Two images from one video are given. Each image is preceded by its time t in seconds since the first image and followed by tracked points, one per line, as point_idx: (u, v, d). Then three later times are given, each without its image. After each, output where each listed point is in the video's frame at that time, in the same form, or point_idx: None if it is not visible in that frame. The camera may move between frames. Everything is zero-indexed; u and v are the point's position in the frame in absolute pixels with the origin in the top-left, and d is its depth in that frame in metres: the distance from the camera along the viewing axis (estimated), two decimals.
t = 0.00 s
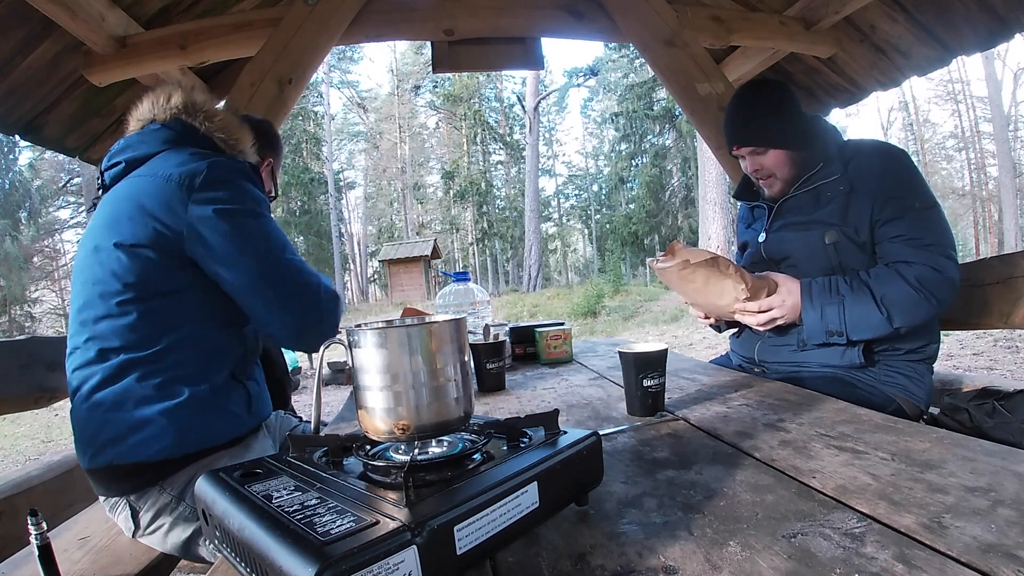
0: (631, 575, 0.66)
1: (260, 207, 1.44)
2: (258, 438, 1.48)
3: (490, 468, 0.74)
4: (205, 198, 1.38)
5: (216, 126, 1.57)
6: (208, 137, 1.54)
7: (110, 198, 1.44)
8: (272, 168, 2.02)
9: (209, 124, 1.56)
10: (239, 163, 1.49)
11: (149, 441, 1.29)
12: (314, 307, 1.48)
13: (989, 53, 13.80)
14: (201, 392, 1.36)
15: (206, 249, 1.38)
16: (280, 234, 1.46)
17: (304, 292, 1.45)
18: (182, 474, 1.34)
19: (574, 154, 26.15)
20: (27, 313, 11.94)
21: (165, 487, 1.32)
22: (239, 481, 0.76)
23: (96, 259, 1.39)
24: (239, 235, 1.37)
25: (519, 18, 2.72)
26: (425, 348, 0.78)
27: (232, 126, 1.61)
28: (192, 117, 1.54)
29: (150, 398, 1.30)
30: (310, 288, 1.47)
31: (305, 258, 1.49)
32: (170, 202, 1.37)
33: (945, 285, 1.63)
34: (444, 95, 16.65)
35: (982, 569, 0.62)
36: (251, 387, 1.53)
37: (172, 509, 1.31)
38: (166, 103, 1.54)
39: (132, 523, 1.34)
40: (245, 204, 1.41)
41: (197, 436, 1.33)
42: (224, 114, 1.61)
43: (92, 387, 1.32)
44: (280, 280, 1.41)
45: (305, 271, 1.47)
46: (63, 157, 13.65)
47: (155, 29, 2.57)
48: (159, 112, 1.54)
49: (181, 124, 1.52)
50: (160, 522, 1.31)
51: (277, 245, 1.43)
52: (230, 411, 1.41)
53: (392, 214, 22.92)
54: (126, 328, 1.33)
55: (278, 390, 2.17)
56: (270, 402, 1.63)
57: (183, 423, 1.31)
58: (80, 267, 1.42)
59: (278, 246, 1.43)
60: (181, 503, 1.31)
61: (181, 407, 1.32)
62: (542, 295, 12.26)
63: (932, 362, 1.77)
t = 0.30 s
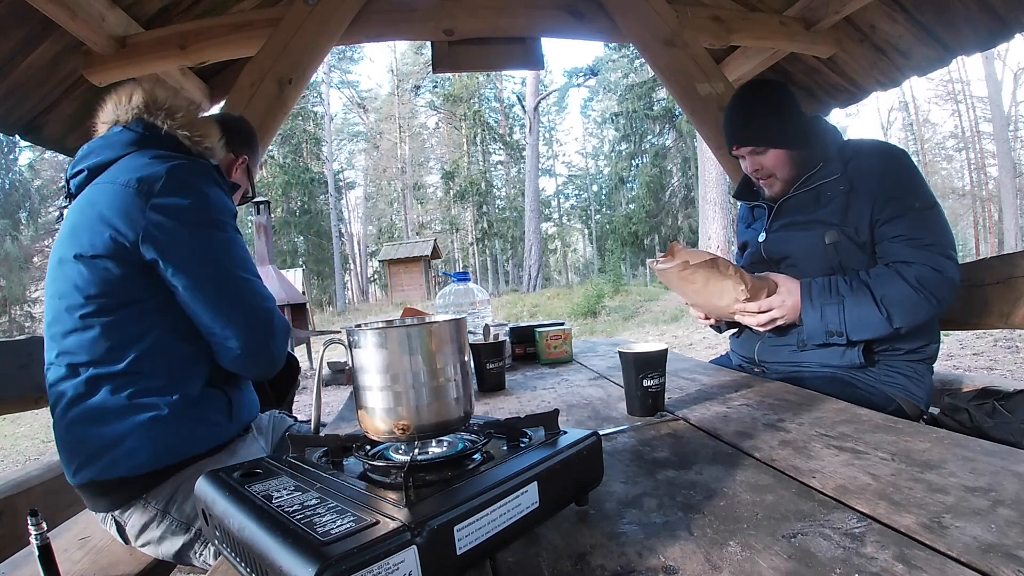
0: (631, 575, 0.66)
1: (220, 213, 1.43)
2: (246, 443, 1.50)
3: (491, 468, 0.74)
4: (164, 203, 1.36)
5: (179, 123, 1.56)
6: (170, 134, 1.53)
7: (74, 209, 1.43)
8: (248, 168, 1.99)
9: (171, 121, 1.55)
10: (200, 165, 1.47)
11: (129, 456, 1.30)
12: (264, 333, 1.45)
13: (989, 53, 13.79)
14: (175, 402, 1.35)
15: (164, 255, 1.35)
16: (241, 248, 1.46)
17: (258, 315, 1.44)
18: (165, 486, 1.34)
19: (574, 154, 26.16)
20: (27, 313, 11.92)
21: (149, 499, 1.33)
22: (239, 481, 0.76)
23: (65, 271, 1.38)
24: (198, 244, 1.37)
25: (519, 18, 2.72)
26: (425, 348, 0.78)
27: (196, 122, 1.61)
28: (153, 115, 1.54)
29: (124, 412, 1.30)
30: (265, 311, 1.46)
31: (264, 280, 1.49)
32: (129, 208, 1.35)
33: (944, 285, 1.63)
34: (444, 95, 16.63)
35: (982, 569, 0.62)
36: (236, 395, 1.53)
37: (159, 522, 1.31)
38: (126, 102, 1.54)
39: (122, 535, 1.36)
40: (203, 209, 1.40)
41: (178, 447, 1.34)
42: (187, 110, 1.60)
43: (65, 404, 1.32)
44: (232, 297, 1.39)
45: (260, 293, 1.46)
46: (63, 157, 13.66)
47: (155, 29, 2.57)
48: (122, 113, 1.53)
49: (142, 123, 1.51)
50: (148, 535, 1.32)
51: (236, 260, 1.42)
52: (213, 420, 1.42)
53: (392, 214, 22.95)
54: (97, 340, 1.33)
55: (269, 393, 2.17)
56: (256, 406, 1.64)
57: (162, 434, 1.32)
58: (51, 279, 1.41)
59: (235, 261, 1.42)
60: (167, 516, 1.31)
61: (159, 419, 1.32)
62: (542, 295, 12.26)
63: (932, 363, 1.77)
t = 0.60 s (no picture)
0: (632, 575, 0.66)
1: (189, 207, 1.39)
2: (243, 442, 1.50)
3: (491, 468, 0.74)
4: (130, 202, 1.33)
5: (145, 117, 1.51)
6: (137, 130, 1.50)
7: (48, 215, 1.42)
8: (229, 158, 1.99)
9: (138, 116, 1.51)
10: (168, 160, 1.43)
11: (120, 462, 1.31)
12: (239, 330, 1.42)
13: (989, 53, 13.79)
14: (162, 405, 1.35)
15: (135, 257, 1.32)
16: (214, 243, 1.43)
17: (230, 311, 1.41)
18: (159, 491, 1.34)
19: (574, 154, 26.16)
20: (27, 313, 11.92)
21: (144, 504, 1.32)
22: (238, 481, 0.76)
23: (45, 280, 1.38)
24: (169, 243, 1.34)
25: (518, 18, 2.72)
26: (425, 348, 0.78)
27: (164, 114, 1.56)
28: (120, 112, 1.51)
29: (111, 417, 1.31)
30: (238, 308, 1.43)
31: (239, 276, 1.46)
32: (98, 212, 1.32)
33: (944, 285, 1.63)
34: (444, 95, 16.62)
35: (982, 569, 0.62)
36: (225, 395, 1.53)
37: (153, 527, 1.31)
38: (94, 103, 1.52)
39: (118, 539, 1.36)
40: (171, 205, 1.36)
41: (166, 453, 1.34)
42: (155, 103, 1.57)
43: (51, 414, 1.33)
44: (203, 295, 1.36)
45: (233, 289, 1.43)
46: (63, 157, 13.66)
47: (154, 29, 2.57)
48: (90, 114, 1.51)
49: (110, 122, 1.49)
50: (144, 540, 1.31)
51: (207, 256, 1.39)
52: (202, 424, 1.42)
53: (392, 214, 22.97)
54: (78, 349, 1.33)
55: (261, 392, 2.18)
56: (250, 406, 1.65)
57: (152, 437, 1.33)
58: (33, 289, 1.41)
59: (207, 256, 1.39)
60: (162, 521, 1.31)
61: (146, 424, 1.32)
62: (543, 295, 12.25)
63: (932, 363, 1.77)
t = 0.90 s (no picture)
0: (632, 575, 0.66)
1: (184, 208, 1.38)
2: (243, 442, 1.50)
3: (491, 468, 0.74)
4: (123, 205, 1.32)
5: (136, 116, 1.50)
6: (130, 130, 1.49)
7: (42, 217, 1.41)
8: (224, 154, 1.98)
9: (129, 116, 1.50)
10: (162, 160, 1.42)
11: (118, 464, 1.31)
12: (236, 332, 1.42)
13: (989, 53, 13.79)
14: (160, 406, 1.35)
15: (129, 260, 1.31)
16: (210, 244, 1.42)
17: (227, 314, 1.40)
18: (159, 491, 1.34)
19: (574, 154, 26.17)
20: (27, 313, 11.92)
21: (145, 504, 1.32)
22: (238, 481, 0.76)
23: (42, 285, 1.38)
24: (162, 247, 1.33)
25: (519, 18, 2.72)
26: (425, 348, 0.78)
27: (157, 114, 1.55)
28: (112, 111, 1.50)
29: (107, 419, 1.31)
30: (235, 309, 1.42)
31: (235, 277, 1.45)
32: (92, 215, 1.32)
33: (944, 286, 1.63)
34: (444, 95, 16.61)
35: (982, 569, 0.62)
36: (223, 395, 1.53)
37: (155, 527, 1.31)
38: (86, 102, 1.52)
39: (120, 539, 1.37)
40: (166, 207, 1.35)
41: (164, 454, 1.34)
42: (146, 102, 1.55)
43: (48, 418, 1.33)
44: (198, 299, 1.35)
45: (230, 291, 1.42)
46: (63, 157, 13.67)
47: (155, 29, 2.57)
48: (82, 114, 1.51)
49: (102, 121, 1.49)
50: (145, 539, 1.31)
51: (203, 259, 1.38)
52: (201, 424, 1.42)
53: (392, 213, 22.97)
54: (76, 353, 1.33)
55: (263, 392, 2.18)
56: (250, 406, 1.65)
57: (151, 438, 1.33)
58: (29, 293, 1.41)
59: (202, 258, 1.38)
60: (164, 521, 1.31)
61: (145, 425, 1.32)
62: (543, 295, 12.25)
63: (932, 363, 1.77)
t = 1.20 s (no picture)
0: (631, 575, 0.66)
1: (198, 213, 1.42)
2: (245, 442, 1.50)
3: (491, 468, 0.74)
4: (140, 211, 1.34)
5: (148, 119, 1.51)
6: (141, 131, 1.49)
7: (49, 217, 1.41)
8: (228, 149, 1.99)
9: (141, 117, 1.51)
10: (176, 165, 1.44)
11: (119, 463, 1.31)
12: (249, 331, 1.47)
13: (989, 53, 13.78)
14: (165, 405, 1.36)
15: (146, 266, 1.34)
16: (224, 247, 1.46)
17: (244, 316, 1.45)
18: (161, 490, 1.34)
19: (574, 154, 26.16)
20: (27, 313, 11.93)
21: (146, 503, 1.32)
22: (239, 481, 0.76)
23: (49, 285, 1.38)
24: (182, 253, 1.37)
25: (519, 18, 2.72)
26: (425, 348, 0.78)
27: (168, 116, 1.56)
28: (123, 112, 1.50)
29: (111, 419, 1.31)
30: (252, 310, 1.47)
31: (248, 276, 1.49)
32: (105, 218, 1.33)
33: (944, 286, 1.63)
34: (444, 95, 16.60)
35: (982, 569, 0.62)
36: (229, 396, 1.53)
37: (156, 526, 1.31)
38: (94, 101, 1.51)
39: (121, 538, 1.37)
40: (182, 214, 1.38)
41: (168, 452, 1.34)
42: (158, 103, 1.56)
43: (52, 417, 1.33)
44: (214, 302, 1.40)
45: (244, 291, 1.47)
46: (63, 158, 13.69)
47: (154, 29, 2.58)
48: (91, 112, 1.51)
49: (112, 121, 1.49)
50: (146, 539, 1.31)
51: (217, 264, 1.42)
52: (206, 424, 1.42)
53: (392, 213, 23.01)
54: (83, 353, 1.33)
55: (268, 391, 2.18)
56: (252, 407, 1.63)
57: (155, 437, 1.33)
58: (36, 292, 1.41)
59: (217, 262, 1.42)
60: (164, 520, 1.31)
61: (149, 424, 1.33)
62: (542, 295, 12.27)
63: (932, 363, 1.77)
